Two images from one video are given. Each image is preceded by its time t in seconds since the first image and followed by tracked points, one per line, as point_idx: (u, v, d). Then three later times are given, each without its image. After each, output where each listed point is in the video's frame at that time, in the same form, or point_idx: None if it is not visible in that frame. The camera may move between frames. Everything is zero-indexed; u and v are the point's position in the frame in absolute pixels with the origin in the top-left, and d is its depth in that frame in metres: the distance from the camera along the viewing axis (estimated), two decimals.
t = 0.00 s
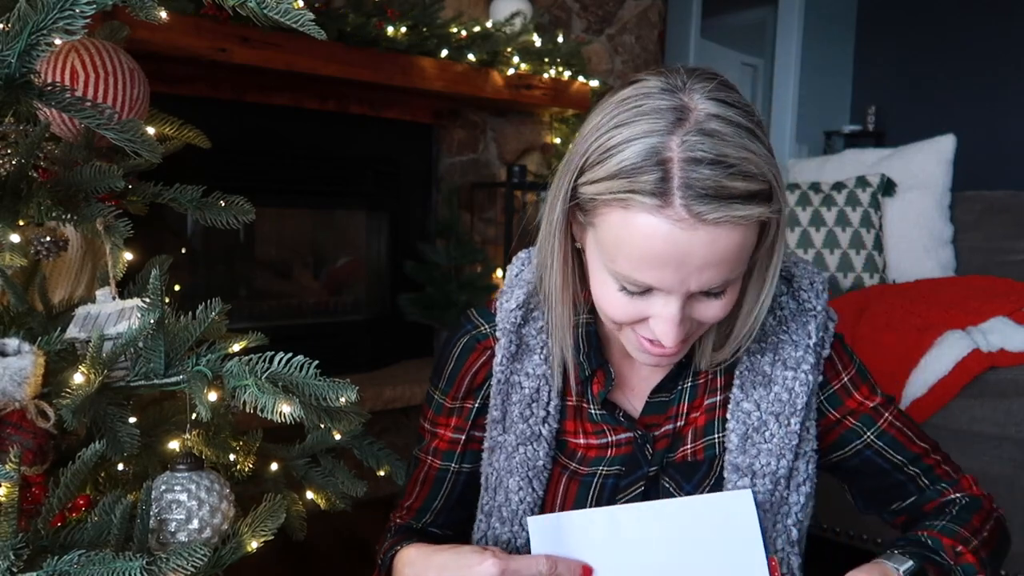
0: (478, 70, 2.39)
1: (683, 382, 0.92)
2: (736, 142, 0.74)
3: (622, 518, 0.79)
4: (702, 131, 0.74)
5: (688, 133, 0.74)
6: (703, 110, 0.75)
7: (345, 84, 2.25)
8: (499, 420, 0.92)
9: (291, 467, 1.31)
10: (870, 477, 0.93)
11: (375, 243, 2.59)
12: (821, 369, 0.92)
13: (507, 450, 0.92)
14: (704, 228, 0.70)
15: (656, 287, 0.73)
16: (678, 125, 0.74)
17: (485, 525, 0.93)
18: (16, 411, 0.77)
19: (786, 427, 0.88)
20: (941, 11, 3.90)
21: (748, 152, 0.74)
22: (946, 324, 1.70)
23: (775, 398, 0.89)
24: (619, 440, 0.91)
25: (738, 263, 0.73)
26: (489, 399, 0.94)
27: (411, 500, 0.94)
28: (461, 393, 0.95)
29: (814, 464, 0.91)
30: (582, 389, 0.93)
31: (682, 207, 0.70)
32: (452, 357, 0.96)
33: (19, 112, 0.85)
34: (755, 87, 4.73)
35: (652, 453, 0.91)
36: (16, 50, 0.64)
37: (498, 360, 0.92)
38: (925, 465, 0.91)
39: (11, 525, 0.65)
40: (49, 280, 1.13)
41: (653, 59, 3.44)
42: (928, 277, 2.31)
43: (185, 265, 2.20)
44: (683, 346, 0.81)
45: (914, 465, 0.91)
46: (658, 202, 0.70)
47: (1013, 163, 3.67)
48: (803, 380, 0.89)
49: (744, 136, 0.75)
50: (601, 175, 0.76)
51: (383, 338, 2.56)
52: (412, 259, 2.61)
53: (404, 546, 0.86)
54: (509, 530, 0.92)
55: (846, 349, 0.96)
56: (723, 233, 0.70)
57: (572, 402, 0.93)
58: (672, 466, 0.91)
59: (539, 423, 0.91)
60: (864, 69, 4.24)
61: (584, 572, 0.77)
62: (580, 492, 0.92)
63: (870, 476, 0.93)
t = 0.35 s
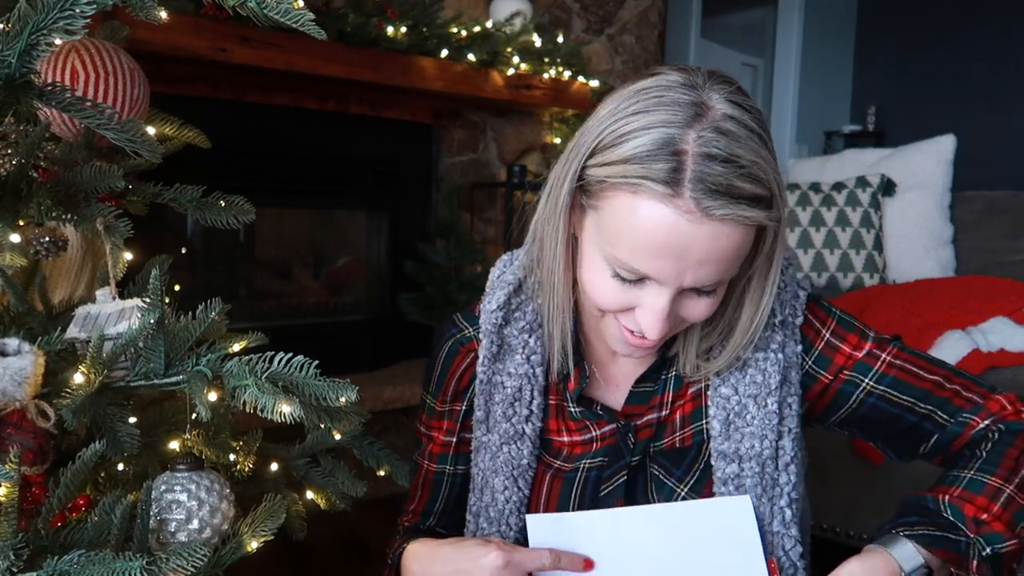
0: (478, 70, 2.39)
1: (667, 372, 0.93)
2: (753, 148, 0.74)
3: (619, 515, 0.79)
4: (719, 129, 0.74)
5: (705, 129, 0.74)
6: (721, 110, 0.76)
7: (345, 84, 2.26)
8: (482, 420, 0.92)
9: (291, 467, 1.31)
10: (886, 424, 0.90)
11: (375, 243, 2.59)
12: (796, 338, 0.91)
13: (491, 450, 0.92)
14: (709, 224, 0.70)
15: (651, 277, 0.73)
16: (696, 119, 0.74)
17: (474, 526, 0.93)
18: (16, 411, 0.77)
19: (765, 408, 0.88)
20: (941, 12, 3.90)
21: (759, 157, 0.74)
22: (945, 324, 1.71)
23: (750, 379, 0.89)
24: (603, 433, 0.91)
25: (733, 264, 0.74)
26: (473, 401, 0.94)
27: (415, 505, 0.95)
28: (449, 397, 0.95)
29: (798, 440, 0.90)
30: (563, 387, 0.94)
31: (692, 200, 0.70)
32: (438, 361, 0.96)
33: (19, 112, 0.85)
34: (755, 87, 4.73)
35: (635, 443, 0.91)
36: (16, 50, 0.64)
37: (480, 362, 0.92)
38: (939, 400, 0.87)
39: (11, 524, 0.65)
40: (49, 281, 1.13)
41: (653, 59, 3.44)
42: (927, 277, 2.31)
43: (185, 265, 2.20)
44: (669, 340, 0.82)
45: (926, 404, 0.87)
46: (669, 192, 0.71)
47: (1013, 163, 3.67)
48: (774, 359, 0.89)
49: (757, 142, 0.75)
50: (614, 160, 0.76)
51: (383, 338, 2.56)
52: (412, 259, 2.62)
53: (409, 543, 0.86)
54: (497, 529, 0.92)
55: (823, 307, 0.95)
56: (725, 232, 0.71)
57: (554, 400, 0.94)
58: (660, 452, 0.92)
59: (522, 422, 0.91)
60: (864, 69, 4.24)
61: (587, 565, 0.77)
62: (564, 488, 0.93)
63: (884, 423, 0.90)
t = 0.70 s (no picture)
0: (477, 68, 2.38)
1: (657, 369, 0.92)
2: (717, 109, 0.76)
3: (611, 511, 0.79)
4: (683, 94, 0.76)
5: (669, 94, 0.76)
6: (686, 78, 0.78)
7: (345, 82, 2.27)
8: (473, 421, 0.93)
9: (290, 466, 1.31)
10: (868, 437, 0.90)
11: (375, 242, 2.59)
12: (786, 340, 0.91)
13: (483, 451, 0.92)
14: (676, 179, 0.71)
15: (624, 242, 0.74)
16: (660, 86, 0.76)
17: (467, 526, 0.94)
18: (15, 410, 0.77)
19: (753, 407, 0.88)
20: (941, 9, 3.89)
21: (725, 120, 0.76)
22: (946, 321, 1.71)
23: (739, 378, 0.88)
24: (593, 432, 0.91)
25: (708, 225, 0.74)
26: (464, 402, 0.94)
27: (410, 508, 0.98)
28: (440, 398, 0.96)
29: (786, 441, 0.89)
30: (552, 387, 0.93)
31: (657, 156, 0.71)
32: (430, 364, 0.97)
33: (18, 110, 0.84)
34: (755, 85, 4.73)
35: (625, 441, 0.91)
36: (13, 47, 0.64)
37: (469, 363, 0.92)
38: (923, 414, 0.86)
39: (10, 525, 0.64)
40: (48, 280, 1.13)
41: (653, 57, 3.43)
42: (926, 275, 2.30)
43: (185, 263, 2.20)
44: (649, 320, 0.82)
45: (909, 417, 0.87)
46: (635, 150, 0.72)
47: (1012, 160, 3.67)
48: (763, 357, 0.88)
49: (722, 107, 0.77)
50: (580, 128, 0.78)
51: (383, 337, 2.56)
52: (411, 257, 2.61)
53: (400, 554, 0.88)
54: (489, 529, 0.92)
55: (815, 312, 0.95)
56: (693, 188, 0.71)
57: (543, 400, 0.94)
58: (652, 452, 0.91)
59: (512, 422, 0.91)
60: (864, 67, 4.23)
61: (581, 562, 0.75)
62: (555, 488, 0.92)
63: (869, 435, 0.90)
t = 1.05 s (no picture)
0: (478, 68, 2.39)
1: (672, 373, 0.90)
2: (660, 53, 0.80)
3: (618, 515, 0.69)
4: (628, 49, 0.80)
5: (614, 52, 0.81)
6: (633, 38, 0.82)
7: (345, 82, 2.27)
8: (485, 416, 0.92)
9: (290, 465, 1.31)
10: (873, 468, 0.89)
11: (375, 241, 2.59)
12: (809, 360, 0.89)
13: (493, 447, 0.92)
14: (623, 116, 0.74)
15: (595, 191, 0.76)
16: (607, 49, 0.82)
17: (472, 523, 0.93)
18: (15, 409, 0.77)
19: (773, 422, 0.86)
20: (941, 9, 3.89)
21: (671, 62, 0.79)
22: (947, 321, 1.71)
23: (761, 393, 0.86)
24: (607, 433, 0.90)
25: (669, 159, 0.75)
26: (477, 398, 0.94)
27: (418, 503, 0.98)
28: (453, 394, 0.97)
29: (802, 458, 0.88)
30: (566, 386, 0.93)
31: (603, 99, 0.75)
32: (443, 360, 0.98)
33: (20, 110, 0.84)
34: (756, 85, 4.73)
35: (638, 445, 0.89)
36: (13, 46, 0.64)
37: (484, 358, 0.92)
38: (930, 452, 0.86)
39: (10, 524, 0.64)
40: (48, 279, 1.13)
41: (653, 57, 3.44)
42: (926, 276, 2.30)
43: (185, 263, 2.20)
44: (650, 284, 0.80)
45: (918, 453, 0.87)
46: (584, 98, 0.76)
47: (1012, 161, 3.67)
48: (788, 374, 0.86)
49: (669, 53, 0.80)
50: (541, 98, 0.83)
51: (383, 337, 2.56)
52: (412, 257, 2.61)
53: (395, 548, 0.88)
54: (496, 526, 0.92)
55: (839, 340, 0.93)
56: (642, 122, 0.74)
57: (556, 399, 0.93)
58: (665, 459, 0.89)
59: (524, 420, 0.91)
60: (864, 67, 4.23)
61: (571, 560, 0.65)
62: (566, 487, 0.91)
63: (873, 466, 0.89)
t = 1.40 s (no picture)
0: (478, 68, 2.39)
1: (676, 376, 0.90)
2: (646, 59, 0.79)
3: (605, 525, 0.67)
4: (614, 56, 0.80)
5: (601, 60, 0.80)
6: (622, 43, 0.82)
7: (345, 82, 2.27)
8: (491, 416, 0.93)
9: (291, 466, 1.31)
10: (872, 477, 0.89)
11: (375, 241, 2.59)
12: (816, 367, 0.88)
13: (498, 445, 0.92)
14: (610, 126, 0.74)
15: (588, 203, 0.76)
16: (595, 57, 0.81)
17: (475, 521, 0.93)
18: (15, 410, 0.77)
19: (778, 427, 0.86)
20: (941, 9, 3.89)
21: (658, 68, 0.78)
22: (947, 321, 1.70)
23: (767, 397, 0.86)
24: (611, 434, 0.90)
25: (660, 166, 0.75)
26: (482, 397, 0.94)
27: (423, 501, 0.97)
28: (460, 392, 0.97)
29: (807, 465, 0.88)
30: (572, 386, 0.93)
31: (590, 110, 0.75)
32: (450, 359, 0.98)
33: (20, 110, 0.84)
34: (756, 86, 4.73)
35: (642, 447, 0.89)
36: (13, 47, 0.64)
37: (489, 358, 0.93)
38: (931, 465, 0.85)
39: (10, 524, 0.64)
40: (49, 279, 1.13)
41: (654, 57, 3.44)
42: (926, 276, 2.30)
43: (185, 263, 2.20)
44: (649, 286, 0.80)
45: (918, 466, 0.86)
46: (572, 111, 0.76)
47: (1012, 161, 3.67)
48: (795, 380, 0.85)
49: (657, 57, 0.79)
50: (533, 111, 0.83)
51: (383, 337, 2.56)
52: (412, 257, 2.61)
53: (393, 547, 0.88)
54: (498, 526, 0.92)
55: (846, 349, 0.93)
56: (630, 131, 0.74)
57: (562, 399, 0.93)
58: (668, 461, 0.89)
59: (529, 419, 0.91)
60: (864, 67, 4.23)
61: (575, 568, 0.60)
62: (569, 489, 0.90)
63: (873, 477, 0.89)
